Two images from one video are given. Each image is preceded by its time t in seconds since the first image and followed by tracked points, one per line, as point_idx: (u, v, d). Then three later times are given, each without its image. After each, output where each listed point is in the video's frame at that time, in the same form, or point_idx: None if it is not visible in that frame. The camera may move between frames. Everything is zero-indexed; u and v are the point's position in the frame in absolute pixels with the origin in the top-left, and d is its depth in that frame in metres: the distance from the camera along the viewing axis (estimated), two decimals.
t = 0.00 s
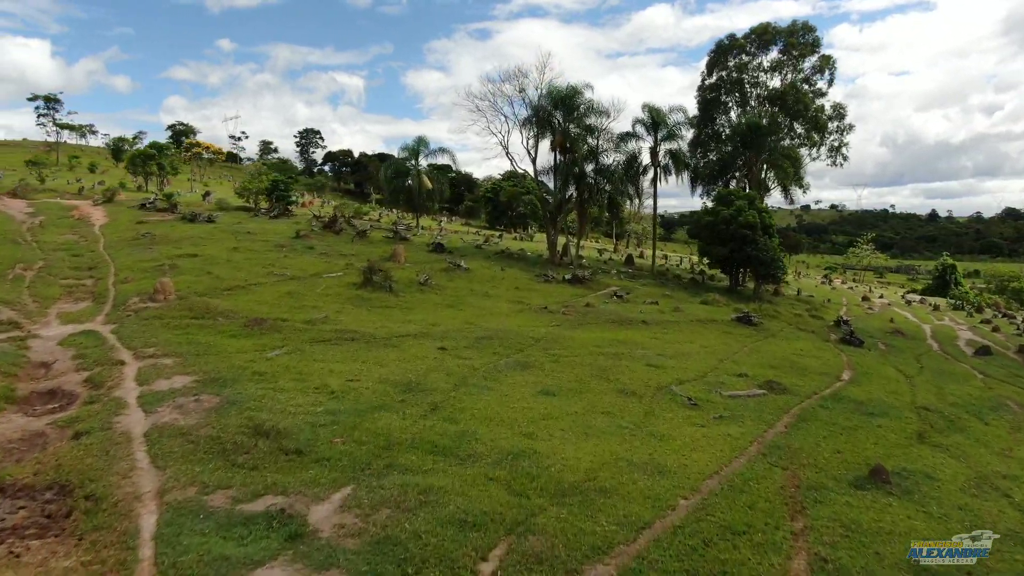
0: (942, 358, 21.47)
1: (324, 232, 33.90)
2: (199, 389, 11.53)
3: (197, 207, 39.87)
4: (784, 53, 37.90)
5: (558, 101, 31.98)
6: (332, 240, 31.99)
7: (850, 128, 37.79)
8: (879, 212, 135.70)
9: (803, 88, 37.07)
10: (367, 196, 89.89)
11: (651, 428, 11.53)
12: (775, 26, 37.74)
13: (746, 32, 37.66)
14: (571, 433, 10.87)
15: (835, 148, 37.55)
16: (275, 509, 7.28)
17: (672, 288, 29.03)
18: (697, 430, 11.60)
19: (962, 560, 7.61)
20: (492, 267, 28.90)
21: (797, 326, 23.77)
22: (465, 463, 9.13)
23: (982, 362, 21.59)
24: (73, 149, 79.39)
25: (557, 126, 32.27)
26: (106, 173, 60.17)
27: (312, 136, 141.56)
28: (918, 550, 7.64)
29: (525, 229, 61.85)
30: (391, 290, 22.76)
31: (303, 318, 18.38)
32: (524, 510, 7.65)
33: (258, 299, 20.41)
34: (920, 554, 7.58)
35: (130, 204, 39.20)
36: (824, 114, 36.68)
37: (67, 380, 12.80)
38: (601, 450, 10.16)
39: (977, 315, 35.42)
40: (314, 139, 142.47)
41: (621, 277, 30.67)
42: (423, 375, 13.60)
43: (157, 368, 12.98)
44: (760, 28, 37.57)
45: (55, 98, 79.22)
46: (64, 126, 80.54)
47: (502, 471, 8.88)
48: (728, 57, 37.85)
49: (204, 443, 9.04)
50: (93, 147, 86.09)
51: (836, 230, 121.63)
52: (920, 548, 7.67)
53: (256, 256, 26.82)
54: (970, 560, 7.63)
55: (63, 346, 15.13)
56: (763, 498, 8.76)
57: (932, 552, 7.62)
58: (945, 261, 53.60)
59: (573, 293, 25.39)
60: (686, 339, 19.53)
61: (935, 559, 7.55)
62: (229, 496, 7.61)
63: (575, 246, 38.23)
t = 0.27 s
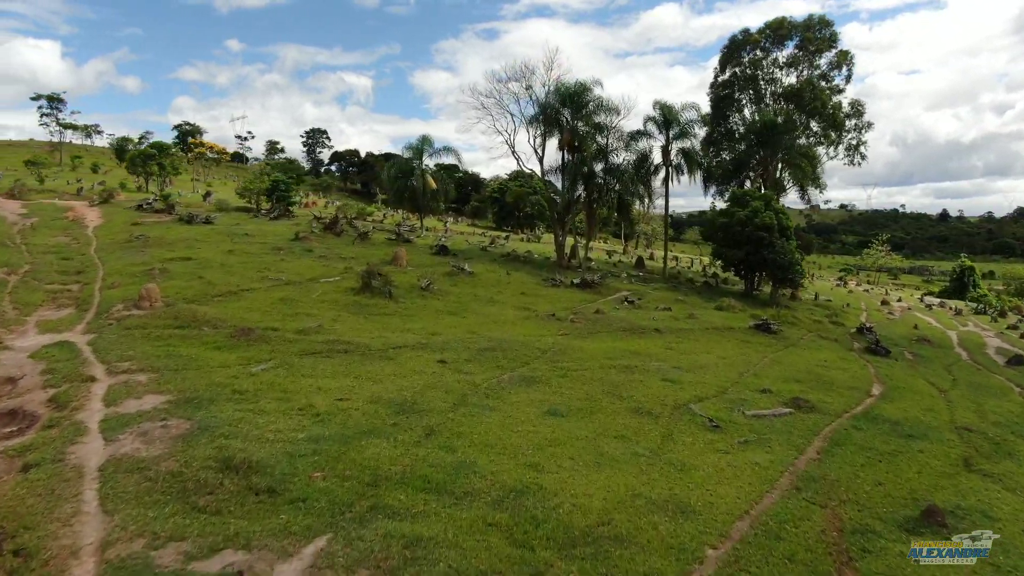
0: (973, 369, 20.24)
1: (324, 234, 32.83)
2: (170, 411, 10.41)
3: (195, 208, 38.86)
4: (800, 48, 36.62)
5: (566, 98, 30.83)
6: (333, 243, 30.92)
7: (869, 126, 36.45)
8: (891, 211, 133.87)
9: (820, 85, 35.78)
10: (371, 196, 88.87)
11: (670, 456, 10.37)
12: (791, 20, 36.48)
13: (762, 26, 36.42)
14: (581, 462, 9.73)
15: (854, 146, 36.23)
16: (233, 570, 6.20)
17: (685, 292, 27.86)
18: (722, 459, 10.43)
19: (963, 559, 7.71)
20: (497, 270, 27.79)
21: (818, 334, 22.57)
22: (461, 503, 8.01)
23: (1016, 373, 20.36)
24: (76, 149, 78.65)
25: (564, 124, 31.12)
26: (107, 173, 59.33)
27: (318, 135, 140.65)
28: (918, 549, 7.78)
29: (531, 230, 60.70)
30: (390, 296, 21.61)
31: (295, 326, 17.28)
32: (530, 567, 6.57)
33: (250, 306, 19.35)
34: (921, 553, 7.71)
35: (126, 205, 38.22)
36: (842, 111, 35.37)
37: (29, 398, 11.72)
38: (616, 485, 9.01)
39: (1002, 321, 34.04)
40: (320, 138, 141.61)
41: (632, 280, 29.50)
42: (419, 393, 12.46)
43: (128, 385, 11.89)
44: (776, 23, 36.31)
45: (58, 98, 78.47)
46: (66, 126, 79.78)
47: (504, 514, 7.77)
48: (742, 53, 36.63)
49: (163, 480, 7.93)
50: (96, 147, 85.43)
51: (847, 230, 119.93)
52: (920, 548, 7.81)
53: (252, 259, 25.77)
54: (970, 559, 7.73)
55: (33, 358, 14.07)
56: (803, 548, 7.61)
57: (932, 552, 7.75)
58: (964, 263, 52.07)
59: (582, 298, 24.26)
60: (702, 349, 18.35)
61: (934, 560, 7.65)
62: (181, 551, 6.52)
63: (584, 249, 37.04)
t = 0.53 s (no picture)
0: (1007, 380, 19.08)
1: (325, 236, 31.83)
2: (135, 437, 9.35)
3: (194, 209, 37.89)
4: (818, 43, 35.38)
5: (575, 94, 29.71)
6: (333, 245, 29.90)
7: (890, 123, 35.17)
8: (904, 211, 132.07)
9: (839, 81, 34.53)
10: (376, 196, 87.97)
11: (692, 489, 9.26)
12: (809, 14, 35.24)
13: (777, 21, 35.22)
14: (594, 498, 8.64)
15: (874, 144, 34.97)
16: None
17: (699, 297, 26.73)
18: (751, 492, 9.30)
19: (964, 558, 7.90)
20: (504, 274, 26.73)
21: (841, 343, 21.41)
22: (455, 555, 6.93)
23: None
24: (80, 149, 77.99)
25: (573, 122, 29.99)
26: (108, 173, 58.56)
27: (324, 135, 139.88)
28: (918, 549, 8.03)
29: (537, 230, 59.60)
30: (390, 301, 20.56)
31: (287, 336, 16.24)
32: None
33: (241, 314, 18.33)
34: (921, 553, 7.95)
35: (123, 206, 37.28)
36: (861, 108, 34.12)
37: None
38: (633, 528, 7.91)
39: None
40: (326, 138, 140.87)
41: (644, 284, 28.35)
42: (414, 414, 11.37)
43: (95, 406, 10.84)
44: (792, 17, 35.09)
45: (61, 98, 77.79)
46: (70, 126, 79.13)
47: (505, 570, 6.69)
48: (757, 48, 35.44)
49: (111, 527, 6.87)
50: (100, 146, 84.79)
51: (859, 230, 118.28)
52: (920, 547, 8.07)
53: (248, 263, 24.76)
54: (972, 558, 7.91)
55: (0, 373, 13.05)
56: None
57: (932, 552, 7.99)
58: (984, 264, 50.60)
59: (591, 303, 23.17)
60: (721, 360, 17.21)
61: (936, 560, 7.86)
62: None
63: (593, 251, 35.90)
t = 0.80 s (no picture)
0: None
1: (326, 237, 30.78)
2: (89, 468, 8.26)
3: (193, 209, 36.94)
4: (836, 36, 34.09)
5: (584, 90, 28.57)
6: (333, 246, 28.85)
7: (911, 119, 33.86)
8: (917, 210, 130.13)
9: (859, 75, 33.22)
10: (382, 195, 87.01)
11: (720, 531, 8.12)
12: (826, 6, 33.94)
13: (794, 13, 33.96)
14: (608, 544, 7.51)
15: (895, 141, 33.67)
16: None
17: (713, 301, 25.58)
18: (787, 533, 8.17)
19: (962, 560, 7.92)
20: (510, 276, 25.63)
21: (867, 351, 20.20)
22: None
23: None
24: (84, 149, 77.36)
25: (583, 118, 28.85)
26: (110, 172, 57.73)
27: (333, 134, 138.95)
28: (919, 551, 7.99)
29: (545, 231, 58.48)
30: (390, 307, 19.47)
31: (277, 346, 15.17)
32: None
33: (231, 321, 17.30)
34: (921, 554, 7.93)
35: (120, 206, 36.32)
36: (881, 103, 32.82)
37: None
38: None
39: None
40: (336, 138, 140.42)
41: (656, 288, 27.19)
42: (407, 436, 10.25)
43: (53, 427, 9.78)
44: (810, 9, 33.81)
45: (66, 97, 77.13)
46: (74, 125, 78.46)
47: None
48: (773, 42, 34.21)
49: None
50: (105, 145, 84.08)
51: (872, 229, 116.58)
52: (921, 549, 8.03)
53: (243, 265, 23.75)
54: (970, 560, 7.94)
55: None
56: None
57: (932, 553, 7.96)
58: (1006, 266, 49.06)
59: (602, 308, 22.03)
60: (741, 372, 16.05)
61: (934, 561, 7.84)
62: None
63: (603, 253, 34.73)
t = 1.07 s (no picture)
0: None
1: (326, 238, 29.67)
2: (23, 513, 7.12)
3: (192, 211, 35.89)
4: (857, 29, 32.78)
5: (595, 85, 27.37)
6: (334, 249, 27.73)
7: (936, 115, 32.50)
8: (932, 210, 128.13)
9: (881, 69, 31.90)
10: (389, 195, 85.95)
11: None
12: None
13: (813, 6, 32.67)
14: None
15: (918, 138, 32.31)
16: None
17: (731, 307, 24.33)
18: None
19: (962, 559, 7.91)
20: (517, 280, 24.46)
21: (897, 362, 18.91)
22: None
23: None
24: (88, 148, 76.57)
25: (593, 115, 27.64)
26: (112, 172, 56.80)
27: (341, 134, 137.95)
28: (919, 550, 7.98)
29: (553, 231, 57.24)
30: (388, 314, 18.30)
31: (264, 359, 14.02)
32: None
33: (217, 330, 16.17)
34: (921, 553, 7.93)
35: (117, 206, 35.30)
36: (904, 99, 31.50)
37: None
38: None
39: None
40: (343, 137, 139.32)
41: (670, 292, 25.93)
42: (398, 469, 9.05)
43: None
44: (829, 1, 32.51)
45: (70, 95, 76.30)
46: (78, 124, 77.70)
47: None
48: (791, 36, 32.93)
49: None
50: (109, 145, 83.29)
51: (886, 229, 114.73)
52: (921, 549, 8.02)
53: (237, 269, 22.64)
54: (970, 559, 7.92)
55: None
56: None
57: (932, 552, 7.95)
58: None
59: (614, 315, 20.81)
60: (766, 387, 14.79)
61: (934, 560, 7.81)
62: None
63: (614, 255, 33.47)
